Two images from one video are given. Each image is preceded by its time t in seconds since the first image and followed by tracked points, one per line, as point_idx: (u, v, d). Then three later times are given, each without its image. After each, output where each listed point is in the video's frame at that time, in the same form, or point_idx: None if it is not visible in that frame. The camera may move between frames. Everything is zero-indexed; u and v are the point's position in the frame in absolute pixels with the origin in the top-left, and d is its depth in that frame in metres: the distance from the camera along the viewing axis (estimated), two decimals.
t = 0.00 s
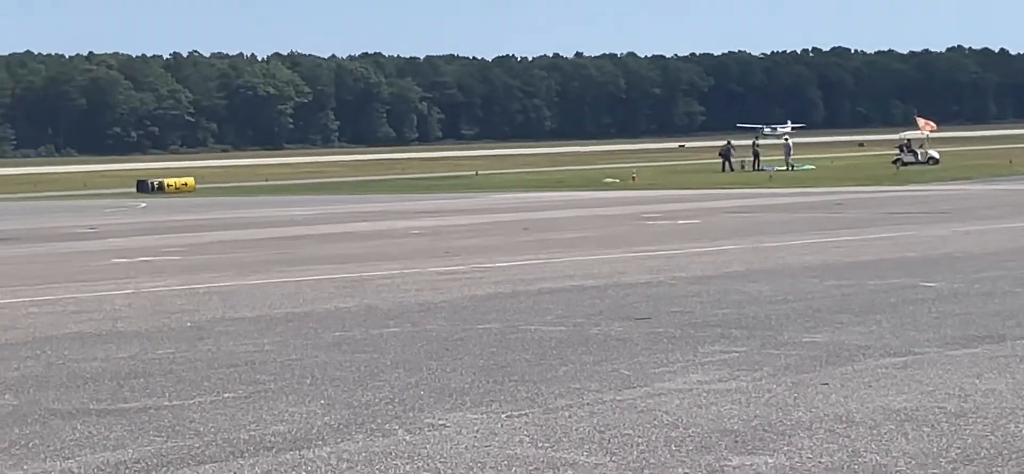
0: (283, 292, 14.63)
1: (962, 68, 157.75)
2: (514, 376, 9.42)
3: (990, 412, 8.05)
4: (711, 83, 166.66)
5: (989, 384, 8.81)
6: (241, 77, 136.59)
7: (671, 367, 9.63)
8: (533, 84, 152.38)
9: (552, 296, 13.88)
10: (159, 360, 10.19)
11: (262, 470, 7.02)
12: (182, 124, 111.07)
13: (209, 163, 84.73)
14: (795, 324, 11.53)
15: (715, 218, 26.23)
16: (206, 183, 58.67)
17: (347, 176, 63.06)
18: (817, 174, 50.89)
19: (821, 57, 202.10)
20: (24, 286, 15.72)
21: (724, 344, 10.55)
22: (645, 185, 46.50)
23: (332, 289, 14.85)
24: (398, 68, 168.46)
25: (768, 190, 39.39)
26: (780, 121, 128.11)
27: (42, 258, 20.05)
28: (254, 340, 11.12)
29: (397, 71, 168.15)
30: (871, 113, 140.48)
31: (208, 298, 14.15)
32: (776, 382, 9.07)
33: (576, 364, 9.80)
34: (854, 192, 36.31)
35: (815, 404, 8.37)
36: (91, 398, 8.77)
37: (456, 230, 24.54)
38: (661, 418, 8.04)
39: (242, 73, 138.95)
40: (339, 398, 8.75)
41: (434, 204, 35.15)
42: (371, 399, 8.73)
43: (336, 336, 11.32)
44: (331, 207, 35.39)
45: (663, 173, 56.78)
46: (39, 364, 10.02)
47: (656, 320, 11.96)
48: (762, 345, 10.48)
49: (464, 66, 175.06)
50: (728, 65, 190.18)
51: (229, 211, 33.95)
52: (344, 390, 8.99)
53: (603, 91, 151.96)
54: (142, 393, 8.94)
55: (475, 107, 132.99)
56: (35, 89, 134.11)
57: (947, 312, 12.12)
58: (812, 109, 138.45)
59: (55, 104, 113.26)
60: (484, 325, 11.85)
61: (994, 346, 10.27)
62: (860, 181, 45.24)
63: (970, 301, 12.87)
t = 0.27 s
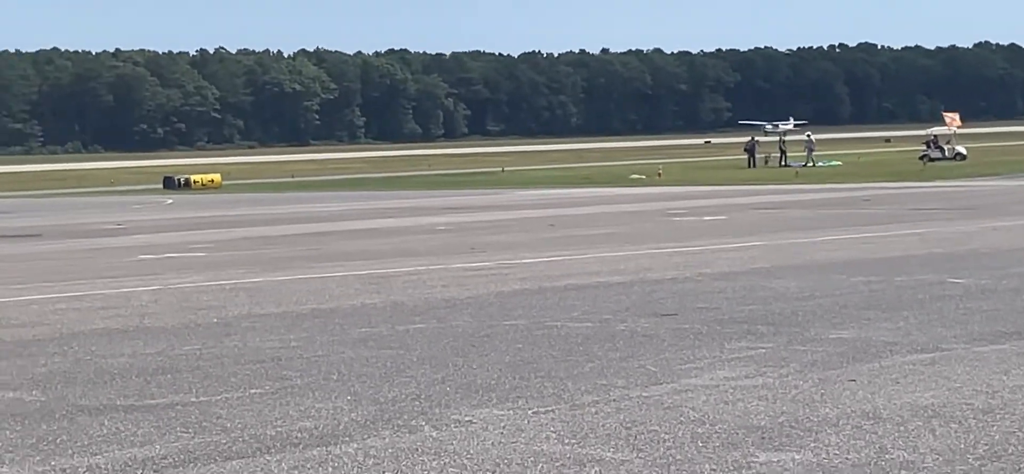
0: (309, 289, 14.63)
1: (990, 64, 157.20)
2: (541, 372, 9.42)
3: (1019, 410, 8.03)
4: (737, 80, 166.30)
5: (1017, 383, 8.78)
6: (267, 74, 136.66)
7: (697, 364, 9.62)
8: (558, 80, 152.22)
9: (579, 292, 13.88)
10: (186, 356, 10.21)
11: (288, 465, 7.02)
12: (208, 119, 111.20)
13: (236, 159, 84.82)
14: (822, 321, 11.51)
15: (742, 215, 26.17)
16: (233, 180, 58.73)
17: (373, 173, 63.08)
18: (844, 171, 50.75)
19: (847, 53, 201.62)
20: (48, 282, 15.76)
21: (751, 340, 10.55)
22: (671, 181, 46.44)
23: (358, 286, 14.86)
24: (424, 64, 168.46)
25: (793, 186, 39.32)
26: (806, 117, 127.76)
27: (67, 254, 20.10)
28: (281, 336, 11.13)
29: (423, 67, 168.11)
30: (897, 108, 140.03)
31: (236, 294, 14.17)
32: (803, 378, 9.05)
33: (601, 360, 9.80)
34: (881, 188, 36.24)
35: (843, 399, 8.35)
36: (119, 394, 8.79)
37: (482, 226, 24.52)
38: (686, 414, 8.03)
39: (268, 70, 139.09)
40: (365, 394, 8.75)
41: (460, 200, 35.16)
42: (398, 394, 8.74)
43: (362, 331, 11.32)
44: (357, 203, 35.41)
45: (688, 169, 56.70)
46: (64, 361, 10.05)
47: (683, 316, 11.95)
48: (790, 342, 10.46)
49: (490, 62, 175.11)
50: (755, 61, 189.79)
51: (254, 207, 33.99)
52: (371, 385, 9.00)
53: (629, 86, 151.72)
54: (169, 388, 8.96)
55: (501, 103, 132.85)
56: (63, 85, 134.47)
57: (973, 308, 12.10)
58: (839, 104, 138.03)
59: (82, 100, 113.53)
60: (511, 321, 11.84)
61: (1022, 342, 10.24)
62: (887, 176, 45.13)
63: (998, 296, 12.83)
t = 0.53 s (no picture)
0: (337, 285, 14.65)
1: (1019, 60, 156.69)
2: (567, 370, 9.41)
3: None
4: (764, 76, 166.00)
5: None
6: (295, 71, 136.92)
7: (724, 361, 9.60)
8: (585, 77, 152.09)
9: (607, 289, 13.86)
10: (213, 354, 10.22)
11: (318, 462, 7.04)
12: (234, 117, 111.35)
13: (262, 156, 84.91)
14: (850, 317, 11.49)
15: (769, 211, 26.13)
16: (259, 177, 58.81)
17: (400, 169, 63.12)
18: (871, 167, 50.63)
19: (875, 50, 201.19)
20: (78, 279, 15.80)
21: (778, 337, 10.52)
22: (698, 178, 46.38)
23: (386, 282, 14.88)
24: (451, 61, 168.53)
25: (821, 182, 39.25)
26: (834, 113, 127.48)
27: (97, 251, 20.13)
28: (309, 333, 11.14)
29: (450, 64, 168.17)
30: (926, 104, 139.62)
31: (264, 291, 14.18)
32: (831, 375, 9.04)
33: (628, 357, 9.79)
34: (909, 185, 36.17)
35: (870, 396, 8.34)
36: (147, 390, 8.81)
37: (509, 223, 24.52)
38: (712, 412, 8.02)
39: (294, 66, 139.26)
40: (392, 392, 8.75)
41: (487, 197, 35.16)
42: (425, 390, 8.74)
43: (388, 329, 11.33)
44: (382, 200, 35.41)
45: (716, 166, 56.63)
46: (92, 357, 10.06)
47: (711, 312, 11.95)
48: (817, 338, 10.44)
49: (516, 59, 175.13)
50: (783, 57, 189.46)
51: (281, 205, 34.03)
52: (398, 384, 9.00)
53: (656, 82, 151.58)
54: (196, 386, 8.98)
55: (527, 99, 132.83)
56: (91, 82, 134.78)
57: (1000, 305, 12.06)
58: (866, 99, 137.72)
59: (110, 97, 113.74)
60: (538, 318, 11.84)
61: None
62: (915, 173, 45.04)
63: None
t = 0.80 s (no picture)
0: (364, 282, 14.66)
1: None
2: (595, 366, 9.41)
3: None
4: (791, 74, 165.63)
5: None
6: (321, 68, 137.02)
7: (751, 357, 9.60)
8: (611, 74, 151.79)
9: (634, 285, 13.85)
10: (240, 350, 10.23)
11: (345, 458, 7.04)
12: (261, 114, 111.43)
13: (289, 153, 85.03)
14: (879, 314, 11.47)
15: (796, 208, 26.09)
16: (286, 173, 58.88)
17: (426, 166, 63.15)
18: (898, 164, 50.52)
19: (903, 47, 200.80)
20: (108, 275, 15.84)
21: (806, 334, 10.51)
22: (724, 175, 46.32)
23: (414, 279, 14.89)
24: (477, 59, 168.46)
25: (849, 179, 39.17)
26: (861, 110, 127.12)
27: (125, 248, 20.19)
28: (336, 330, 11.15)
29: (476, 61, 168.14)
30: (953, 101, 139.18)
31: (292, 288, 14.20)
32: (858, 372, 9.03)
33: (654, 355, 9.79)
34: (937, 182, 36.09)
35: (897, 394, 8.33)
36: (175, 388, 8.83)
37: (536, 220, 24.50)
38: (741, 409, 8.02)
39: (321, 63, 139.70)
40: (420, 388, 8.75)
41: (514, 194, 35.16)
42: (452, 388, 8.74)
43: (416, 325, 11.33)
44: (408, 197, 35.42)
45: (742, 164, 56.57)
46: (120, 355, 10.09)
47: (739, 310, 11.93)
48: (845, 336, 10.43)
49: (543, 56, 175.36)
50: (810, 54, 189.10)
51: (308, 201, 34.10)
52: (426, 379, 9.01)
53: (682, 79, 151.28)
54: (224, 382, 9.00)
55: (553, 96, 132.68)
56: (117, 80, 135.04)
57: None
58: (893, 96, 137.30)
59: (138, 94, 114.20)
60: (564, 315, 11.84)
61: None
62: (942, 170, 44.94)
63: None
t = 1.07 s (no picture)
0: (391, 279, 14.66)
1: None
2: (624, 363, 9.40)
3: None
4: (818, 71, 165.84)
5: None
6: (350, 65, 137.74)
7: (780, 355, 9.58)
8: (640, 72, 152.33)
9: (662, 282, 13.84)
10: (267, 347, 10.24)
11: (373, 455, 7.05)
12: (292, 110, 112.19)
13: (316, 151, 85.14)
14: (906, 311, 11.47)
15: (824, 205, 26.07)
16: (315, 171, 58.99)
17: (454, 164, 63.21)
18: (927, 161, 50.46)
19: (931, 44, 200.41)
20: (137, 273, 15.90)
21: (833, 332, 10.50)
22: (753, 172, 46.30)
23: (442, 275, 14.91)
24: (505, 56, 169.03)
25: (877, 177, 39.14)
26: (890, 107, 127.09)
27: (154, 245, 20.23)
28: (363, 326, 11.17)
29: (505, 58, 168.52)
30: (982, 98, 139.06)
31: (321, 285, 14.23)
32: (887, 369, 9.00)
33: (684, 352, 9.77)
34: (964, 179, 36.04)
35: (927, 392, 8.30)
36: (204, 384, 8.84)
37: (564, 217, 24.48)
38: (770, 406, 8.01)
39: (349, 61, 139.88)
40: (448, 385, 8.75)
41: (542, 191, 35.18)
42: (481, 384, 8.74)
43: (443, 323, 11.35)
44: (435, 194, 35.46)
45: (772, 161, 56.49)
46: (149, 351, 10.11)
47: (767, 307, 11.92)
48: (873, 333, 10.43)
49: (571, 53, 175.33)
50: (838, 50, 188.97)
51: (336, 198, 34.14)
52: (453, 377, 9.01)
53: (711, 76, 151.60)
54: (252, 379, 9.00)
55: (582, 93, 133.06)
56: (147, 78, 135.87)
57: None
58: (921, 94, 137.37)
59: (168, 93, 114.92)
60: (591, 312, 11.85)
61: None
62: (970, 167, 44.90)
63: None
